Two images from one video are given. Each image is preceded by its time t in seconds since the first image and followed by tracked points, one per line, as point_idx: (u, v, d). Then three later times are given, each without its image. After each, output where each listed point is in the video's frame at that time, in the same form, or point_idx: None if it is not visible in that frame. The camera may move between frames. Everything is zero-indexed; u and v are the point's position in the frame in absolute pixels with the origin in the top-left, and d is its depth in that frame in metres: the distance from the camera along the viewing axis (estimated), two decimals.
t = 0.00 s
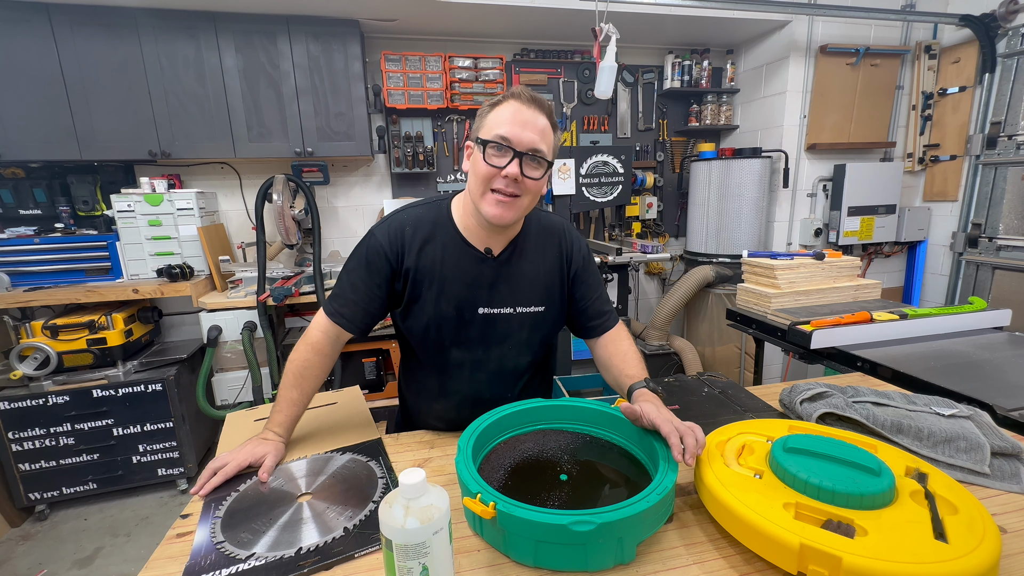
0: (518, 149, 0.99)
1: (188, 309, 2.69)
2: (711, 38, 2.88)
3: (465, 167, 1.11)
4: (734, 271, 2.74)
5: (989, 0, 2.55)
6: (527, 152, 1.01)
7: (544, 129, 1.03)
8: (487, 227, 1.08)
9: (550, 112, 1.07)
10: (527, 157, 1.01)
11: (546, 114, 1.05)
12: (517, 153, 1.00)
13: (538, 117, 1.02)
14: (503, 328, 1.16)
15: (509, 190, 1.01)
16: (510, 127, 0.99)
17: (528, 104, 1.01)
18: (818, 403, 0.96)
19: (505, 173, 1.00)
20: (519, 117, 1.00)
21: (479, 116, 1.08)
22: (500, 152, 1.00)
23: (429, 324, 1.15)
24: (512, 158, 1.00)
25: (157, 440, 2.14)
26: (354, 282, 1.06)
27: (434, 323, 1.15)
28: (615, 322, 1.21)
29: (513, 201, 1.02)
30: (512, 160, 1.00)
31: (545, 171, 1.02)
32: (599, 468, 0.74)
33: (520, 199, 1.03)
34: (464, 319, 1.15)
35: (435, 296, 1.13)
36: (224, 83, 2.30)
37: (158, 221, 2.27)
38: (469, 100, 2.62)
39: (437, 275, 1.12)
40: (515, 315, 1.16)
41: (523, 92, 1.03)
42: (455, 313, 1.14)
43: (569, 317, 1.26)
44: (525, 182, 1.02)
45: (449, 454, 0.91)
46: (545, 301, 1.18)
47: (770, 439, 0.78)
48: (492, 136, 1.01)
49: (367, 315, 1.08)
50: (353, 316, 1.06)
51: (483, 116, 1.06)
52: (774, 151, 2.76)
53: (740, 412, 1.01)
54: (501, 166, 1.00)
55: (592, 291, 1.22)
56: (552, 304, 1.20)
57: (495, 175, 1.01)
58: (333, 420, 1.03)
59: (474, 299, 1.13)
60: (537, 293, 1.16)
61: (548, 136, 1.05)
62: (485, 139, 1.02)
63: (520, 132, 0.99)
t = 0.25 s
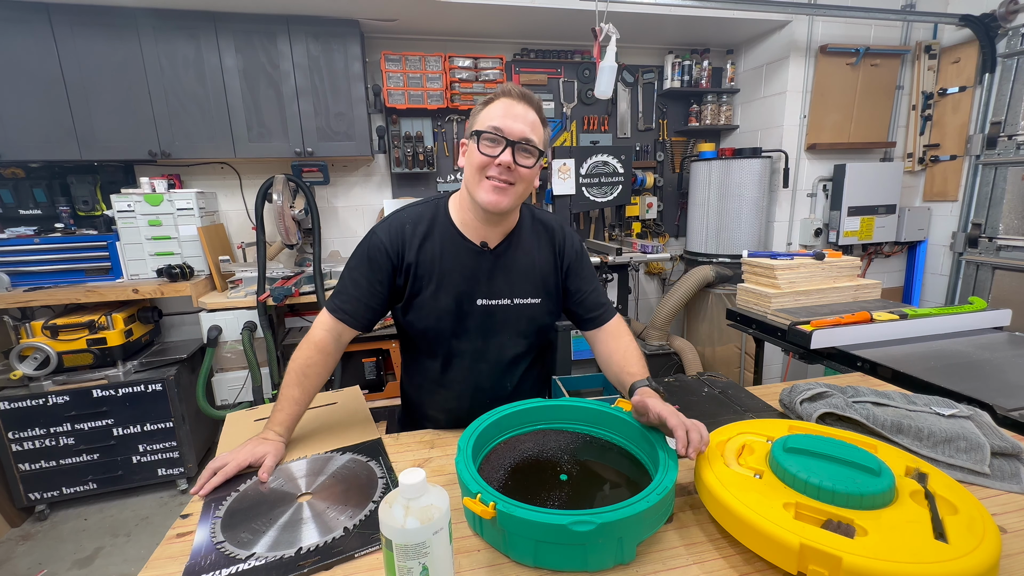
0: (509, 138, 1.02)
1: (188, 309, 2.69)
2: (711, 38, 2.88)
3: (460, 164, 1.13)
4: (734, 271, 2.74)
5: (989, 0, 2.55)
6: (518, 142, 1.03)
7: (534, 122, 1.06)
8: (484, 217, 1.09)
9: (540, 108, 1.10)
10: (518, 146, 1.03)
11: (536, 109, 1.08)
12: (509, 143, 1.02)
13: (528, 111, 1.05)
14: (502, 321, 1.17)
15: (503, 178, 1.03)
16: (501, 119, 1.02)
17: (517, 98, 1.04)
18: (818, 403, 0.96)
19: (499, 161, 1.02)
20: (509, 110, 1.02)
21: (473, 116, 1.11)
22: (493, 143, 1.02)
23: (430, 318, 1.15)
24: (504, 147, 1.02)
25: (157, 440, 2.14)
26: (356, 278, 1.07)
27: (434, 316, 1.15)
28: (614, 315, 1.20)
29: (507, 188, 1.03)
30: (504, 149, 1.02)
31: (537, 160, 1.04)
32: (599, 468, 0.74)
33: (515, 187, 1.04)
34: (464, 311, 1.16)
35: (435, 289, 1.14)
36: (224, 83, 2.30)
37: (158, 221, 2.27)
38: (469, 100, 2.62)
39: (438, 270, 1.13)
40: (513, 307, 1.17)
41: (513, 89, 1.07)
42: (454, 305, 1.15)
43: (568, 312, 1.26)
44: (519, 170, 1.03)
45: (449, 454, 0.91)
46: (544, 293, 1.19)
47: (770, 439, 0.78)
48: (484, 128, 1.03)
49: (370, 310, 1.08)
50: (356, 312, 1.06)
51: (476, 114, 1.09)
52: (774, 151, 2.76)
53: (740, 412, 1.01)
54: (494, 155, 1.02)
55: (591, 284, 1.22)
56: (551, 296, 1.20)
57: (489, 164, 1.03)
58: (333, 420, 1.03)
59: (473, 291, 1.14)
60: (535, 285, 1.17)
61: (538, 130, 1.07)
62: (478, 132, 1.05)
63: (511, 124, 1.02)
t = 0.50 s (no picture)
0: (507, 145, 1.02)
1: (188, 309, 2.69)
2: (711, 38, 2.88)
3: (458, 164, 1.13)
4: (734, 271, 2.74)
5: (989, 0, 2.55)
6: (516, 148, 1.03)
7: (532, 127, 1.05)
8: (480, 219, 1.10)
9: (539, 112, 1.10)
10: (516, 152, 1.03)
11: (535, 113, 1.07)
12: (506, 149, 1.02)
13: (527, 116, 1.04)
14: (501, 316, 1.18)
15: (499, 184, 1.03)
16: (500, 124, 1.02)
17: (517, 103, 1.04)
18: (818, 403, 0.96)
19: (495, 167, 1.02)
20: (508, 115, 1.02)
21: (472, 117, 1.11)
22: (491, 148, 1.02)
23: (430, 315, 1.15)
24: (502, 153, 1.02)
25: (157, 440, 2.14)
26: (356, 275, 1.07)
27: (434, 313, 1.15)
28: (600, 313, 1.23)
29: (503, 194, 1.04)
30: (501, 155, 1.02)
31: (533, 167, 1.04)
32: (599, 468, 0.74)
33: (510, 193, 1.04)
34: (463, 307, 1.16)
35: (435, 286, 1.14)
36: (223, 83, 2.30)
37: (158, 221, 2.27)
38: (469, 100, 2.62)
39: (438, 266, 1.13)
40: (512, 303, 1.18)
41: (513, 94, 1.06)
42: (454, 301, 1.15)
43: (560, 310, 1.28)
44: (515, 176, 1.03)
45: (449, 454, 0.91)
46: (541, 289, 1.20)
47: (770, 439, 0.78)
48: (483, 132, 1.03)
49: (371, 307, 1.08)
50: (357, 308, 1.06)
51: (475, 116, 1.09)
52: (774, 151, 2.76)
53: (740, 412, 1.01)
54: (492, 160, 1.02)
55: (581, 280, 1.25)
56: (547, 293, 1.22)
57: (485, 169, 1.03)
58: (332, 420, 1.03)
59: (473, 287, 1.15)
60: (533, 281, 1.19)
61: (536, 134, 1.07)
62: (476, 136, 1.05)
63: (509, 130, 1.02)
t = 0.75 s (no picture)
0: (507, 149, 1.02)
1: (188, 309, 2.69)
2: (711, 38, 2.88)
3: (458, 166, 1.13)
4: (734, 271, 2.74)
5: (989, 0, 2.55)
6: (516, 152, 1.03)
7: (532, 132, 1.05)
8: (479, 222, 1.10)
9: (539, 116, 1.10)
10: (516, 157, 1.03)
11: (535, 117, 1.07)
12: (507, 153, 1.02)
13: (527, 120, 1.04)
14: (500, 316, 1.18)
15: (498, 188, 1.03)
16: (500, 129, 1.02)
17: (517, 107, 1.03)
18: (818, 403, 0.96)
19: (495, 171, 1.02)
20: (509, 119, 1.02)
21: (472, 119, 1.11)
22: (491, 152, 1.02)
23: (429, 315, 1.15)
24: (502, 157, 1.02)
25: (157, 440, 2.14)
26: (355, 276, 1.07)
27: (433, 313, 1.15)
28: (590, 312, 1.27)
29: (502, 198, 1.04)
30: (501, 159, 1.02)
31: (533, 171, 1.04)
32: (599, 468, 0.74)
33: (509, 197, 1.05)
34: (463, 307, 1.16)
35: (435, 287, 1.14)
36: (224, 83, 2.30)
37: (158, 221, 2.27)
38: (469, 100, 2.62)
39: (437, 267, 1.13)
40: (511, 303, 1.18)
41: (513, 97, 1.06)
42: (454, 301, 1.15)
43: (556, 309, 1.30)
44: (514, 180, 1.03)
45: (449, 454, 0.91)
46: (540, 289, 1.21)
47: (770, 439, 0.78)
48: (483, 136, 1.03)
49: (370, 307, 1.08)
50: (356, 308, 1.06)
51: (476, 119, 1.08)
52: (774, 151, 2.76)
53: (740, 412, 1.01)
54: (492, 164, 1.02)
55: (576, 280, 1.27)
56: (544, 293, 1.23)
57: (485, 173, 1.03)
58: (332, 421, 1.03)
59: (472, 287, 1.15)
60: (532, 281, 1.19)
61: (536, 138, 1.07)
62: (477, 140, 1.04)
63: (509, 133, 1.01)
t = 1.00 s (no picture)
0: (507, 156, 1.01)
1: (188, 309, 2.69)
2: (711, 38, 2.88)
3: (458, 167, 1.13)
4: (734, 271, 2.74)
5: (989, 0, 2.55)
6: (516, 159, 1.03)
7: (533, 137, 1.05)
8: (479, 226, 1.11)
9: (539, 119, 1.09)
10: (516, 164, 1.03)
11: (535, 121, 1.06)
12: (507, 160, 1.02)
13: (528, 126, 1.04)
14: (500, 316, 1.19)
15: (498, 196, 1.03)
16: (500, 135, 1.01)
17: (518, 112, 1.02)
18: (818, 403, 0.96)
19: (495, 178, 1.02)
20: (509, 125, 1.01)
21: (472, 121, 1.09)
22: (491, 159, 1.02)
23: (428, 315, 1.15)
24: (502, 165, 1.02)
25: (157, 440, 2.14)
26: (354, 277, 1.07)
27: (432, 313, 1.15)
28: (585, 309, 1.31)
29: (502, 205, 1.05)
30: (501, 167, 1.02)
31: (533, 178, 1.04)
32: (599, 468, 0.74)
33: (508, 204, 1.06)
34: (462, 308, 1.16)
35: (434, 287, 1.14)
36: (224, 83, 2.30)
37: (158, 221, 2.27)
38: (469, 100, 2.62)
39: (436, 267, 1.13)
40: (511, 303, 1.18)
41: (514, 101, 1.05)
42: (453, 302, 1.15)
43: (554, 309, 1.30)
44: (513, 188, 1.04)
45: (449, 454, 0.91)
46: (539, 290, 1.21)
47: (770, 439, 0.78)
48: (483, 142, 1.02)
49: (368, 308, 1.09)
50: (354, 309, 1.07)
51: (476, 121, 1.07)
52: (774, 151, 2.76)
53: (740, 412, 1.01)
54: (491, 171, 1.02)
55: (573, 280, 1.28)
56: (542, 293, 1.24)
57: (485, 180, 1.03)
58: (332, 421, 1.03)
59: (471, 287, 1.15)
60: (531, 282, 1.20)
61: (536, 143, 1.07)
62: (477, 145, 1.04)
63: (509, 141, 1.01)
